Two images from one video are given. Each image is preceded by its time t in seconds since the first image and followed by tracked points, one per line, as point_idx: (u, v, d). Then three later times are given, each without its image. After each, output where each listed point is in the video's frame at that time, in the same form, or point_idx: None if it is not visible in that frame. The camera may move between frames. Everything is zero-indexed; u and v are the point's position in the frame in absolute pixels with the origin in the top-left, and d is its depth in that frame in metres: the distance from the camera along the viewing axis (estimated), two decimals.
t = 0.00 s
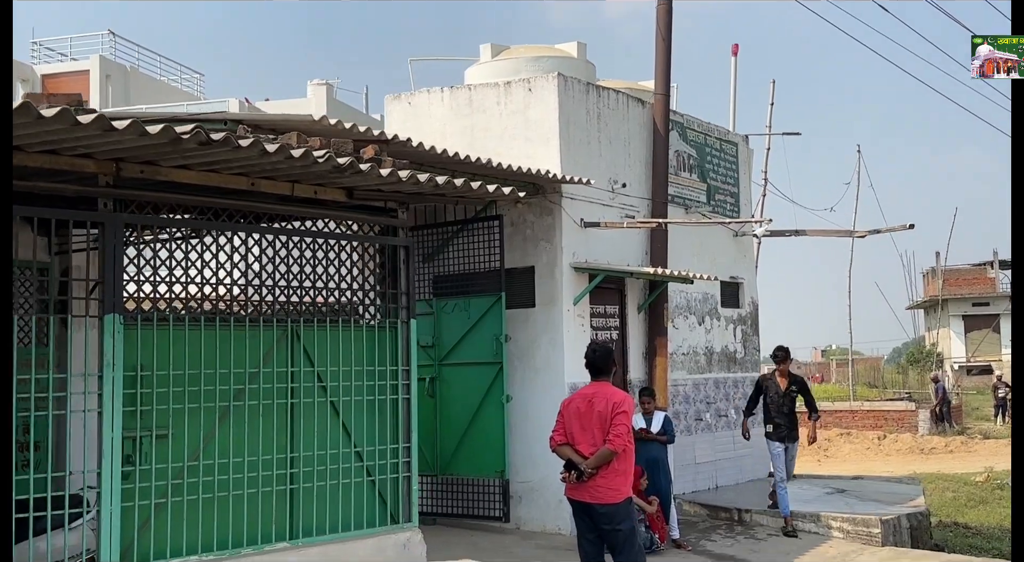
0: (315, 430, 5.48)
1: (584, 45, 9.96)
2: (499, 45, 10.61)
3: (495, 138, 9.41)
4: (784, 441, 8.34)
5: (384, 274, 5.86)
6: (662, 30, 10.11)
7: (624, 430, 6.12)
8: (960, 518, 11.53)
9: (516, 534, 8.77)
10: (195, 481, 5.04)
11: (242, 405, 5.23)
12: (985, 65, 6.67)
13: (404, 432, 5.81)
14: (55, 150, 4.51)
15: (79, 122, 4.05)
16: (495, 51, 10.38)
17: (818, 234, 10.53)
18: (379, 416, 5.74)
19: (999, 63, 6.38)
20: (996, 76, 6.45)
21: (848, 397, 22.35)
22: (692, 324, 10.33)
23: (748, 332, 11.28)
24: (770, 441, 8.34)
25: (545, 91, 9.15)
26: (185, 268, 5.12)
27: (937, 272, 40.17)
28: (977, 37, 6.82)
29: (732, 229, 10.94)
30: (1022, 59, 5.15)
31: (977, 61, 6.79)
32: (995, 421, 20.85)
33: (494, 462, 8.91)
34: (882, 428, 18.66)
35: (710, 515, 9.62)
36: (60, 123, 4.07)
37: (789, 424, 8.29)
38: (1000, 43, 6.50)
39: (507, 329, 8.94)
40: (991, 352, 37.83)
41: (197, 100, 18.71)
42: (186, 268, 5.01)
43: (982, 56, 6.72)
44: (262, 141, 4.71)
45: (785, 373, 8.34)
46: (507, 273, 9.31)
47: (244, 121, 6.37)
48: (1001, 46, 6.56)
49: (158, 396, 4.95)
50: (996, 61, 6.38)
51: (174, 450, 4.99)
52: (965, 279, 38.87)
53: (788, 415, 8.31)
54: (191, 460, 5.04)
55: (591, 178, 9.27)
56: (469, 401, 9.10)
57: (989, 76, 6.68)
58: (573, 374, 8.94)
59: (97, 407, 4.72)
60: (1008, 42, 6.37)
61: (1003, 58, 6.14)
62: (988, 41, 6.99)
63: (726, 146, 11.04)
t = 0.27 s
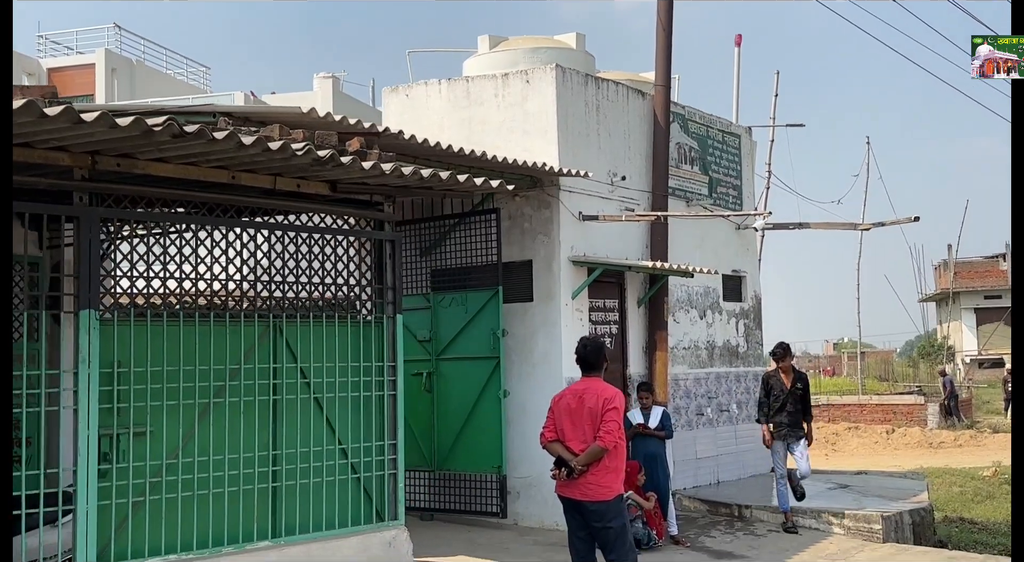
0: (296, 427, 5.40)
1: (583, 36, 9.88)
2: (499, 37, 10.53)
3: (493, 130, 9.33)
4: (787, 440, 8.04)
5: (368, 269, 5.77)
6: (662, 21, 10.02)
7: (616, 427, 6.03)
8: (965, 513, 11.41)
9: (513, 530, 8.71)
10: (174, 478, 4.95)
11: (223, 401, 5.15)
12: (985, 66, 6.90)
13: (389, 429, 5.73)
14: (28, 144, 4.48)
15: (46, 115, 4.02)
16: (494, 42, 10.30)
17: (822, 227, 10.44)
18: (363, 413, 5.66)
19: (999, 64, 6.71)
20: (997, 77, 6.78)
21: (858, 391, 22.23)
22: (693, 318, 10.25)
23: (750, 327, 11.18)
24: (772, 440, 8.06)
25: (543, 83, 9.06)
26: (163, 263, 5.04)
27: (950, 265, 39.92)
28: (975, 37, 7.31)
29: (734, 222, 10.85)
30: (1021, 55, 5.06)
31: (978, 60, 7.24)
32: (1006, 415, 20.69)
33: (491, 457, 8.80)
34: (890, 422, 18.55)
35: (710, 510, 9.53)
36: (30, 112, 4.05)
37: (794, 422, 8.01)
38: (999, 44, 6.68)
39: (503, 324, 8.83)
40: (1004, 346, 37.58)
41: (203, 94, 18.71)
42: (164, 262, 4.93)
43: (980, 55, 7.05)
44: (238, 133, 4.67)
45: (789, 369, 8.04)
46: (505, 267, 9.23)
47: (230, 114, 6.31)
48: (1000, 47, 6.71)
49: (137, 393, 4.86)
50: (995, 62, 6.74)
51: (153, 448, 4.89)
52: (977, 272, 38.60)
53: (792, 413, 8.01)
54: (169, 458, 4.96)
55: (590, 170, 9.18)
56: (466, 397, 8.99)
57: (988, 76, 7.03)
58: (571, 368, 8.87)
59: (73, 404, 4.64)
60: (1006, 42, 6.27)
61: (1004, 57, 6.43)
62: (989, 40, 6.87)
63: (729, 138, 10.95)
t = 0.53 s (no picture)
0: (285, 422, 5.29)
1: (587, 25, 9.75)
2: (502, 26, 10.42)
3: (494, 121, 9.22)
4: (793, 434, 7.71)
5: (359, 262, 5.66)
6: (667, 10, 9.88)
7: (611, 422, 5.92)
8: (977, 508, 11.25)
9: (515, 525, 8.62)
10: (159, 475, 4.85)
11: (209, 396, 5.05)
12: (985, 64, 6.61)
13: (381, 425, 5.62)
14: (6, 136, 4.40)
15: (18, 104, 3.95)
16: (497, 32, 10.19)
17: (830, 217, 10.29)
18: (355, 409, 5.55)
19: (1001, 64, 6.38)
20: (998, 77, 6.45)
21: (872, 383, 22.04)
22: (699, 311, 10.13)
23: (758, 319, 11.04)
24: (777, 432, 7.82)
25: (544, 72, 8.94)
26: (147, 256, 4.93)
27: (967, 255, 39.58)
28: (978, 35, 7.04)
29: (741, 213, 10.72)
30: None
31: (978, 60, 7.01)
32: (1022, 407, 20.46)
33: (492, 451, 8.71)
34: (903, 415, 18.37)
35: (715, 505, 9.41)
36: (2, 98, 3.97)
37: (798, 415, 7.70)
38: (1001, 43, 6.58)
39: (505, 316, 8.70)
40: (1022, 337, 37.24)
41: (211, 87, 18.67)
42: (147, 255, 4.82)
43: (980, 56, 6.71)
44: (220, 124, 4.56)
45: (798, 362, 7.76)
46: (507, 259, 9.13)
47: (222, 105, 6.23)
48: (1000, 48, 6.70)
49: (119, 389, 4.77)
50: (996, 61, 6.44)
51: (137, 445, 4.80)
52: (995, 263, 38.25)
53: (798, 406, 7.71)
54: (154, 454, 4.85)
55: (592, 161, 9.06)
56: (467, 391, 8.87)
57: (989, 76, 6.67)
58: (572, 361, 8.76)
59: (53, 399, 4.55)
60: (1006, 42, 6.12)
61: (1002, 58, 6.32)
62: (990, 38, 6.71)
63: (736, 128, 10.80)
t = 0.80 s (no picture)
0: (276, 413, 5.07)
1: (592, 10, 9.60)
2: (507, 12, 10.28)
3: (497, 107, 9.08)
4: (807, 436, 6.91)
5: (353, 248, 5.43)
6: None
7: (610, 412, 5.79)
8: (991, 500, 11.07)
9: (519, 517, 8.49)
10: (144, 468, 4.63)
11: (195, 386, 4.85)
12: (984, 67, 6.21)
13: (376, 414, 5.39)
14: None
15: None
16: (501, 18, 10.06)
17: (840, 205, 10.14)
18: (348, 398, 5.32)
19: (1000, 63, 5.86)
20: (997, 77, 5.93)
21: (887, 374, 21.83)
22: (707, 300, 9.98)
23: (767, 309, 10.87)
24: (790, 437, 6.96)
25: (548, 58, 8.80)
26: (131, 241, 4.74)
27: (986, 246, 39.22)
28: (976, 34, 6.27)
29: (750, 201, 10.57)
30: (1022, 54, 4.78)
31: (977, 61, 6.25)
32: None
33: (495, 443, 8.53)
34: (918, 406, 18.16)
35: (723, 497, 9.26)
36: None
37: (812, 416, 6.88)
38: (1001, 42, 5.85)
39: (507, 306, 8.57)
40: None
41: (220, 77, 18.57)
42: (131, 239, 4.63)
43: (981, 57, 6.16)
44: (202, 107, 4.28)
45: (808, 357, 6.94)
46: (510, 248, 8.99)
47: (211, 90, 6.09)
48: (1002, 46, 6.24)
49: (102, 378, 4.57)
50: (996, 60, 5.84)
51: (122, 436, 4.59)
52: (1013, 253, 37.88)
53: (811, 406, 6.89)
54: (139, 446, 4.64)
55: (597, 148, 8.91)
56: (470, 382, 8.72)
57: (989, 76, 6.09)
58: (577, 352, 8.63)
59: (34, 389, 4.36)
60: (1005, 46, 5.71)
61: (1003, 58, 5.57)
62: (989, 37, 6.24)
63: (745, 114, 10.65)
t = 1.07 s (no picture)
0: (266, 404, 4.97)
1: None
2: None
3: (503, 94, 8.95)
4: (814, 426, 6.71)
5: (347, 235, 5.31)
6: None
7: (611, 403, 5.65)
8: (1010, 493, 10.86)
9: (525, 509, 8.37)
10: (130, 460, 4.53)
11: (183, 377, 4.74)
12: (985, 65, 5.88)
13: (370, 405, 5.28)
14: None
15: None
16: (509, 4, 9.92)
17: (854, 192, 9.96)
18: (340, 389, 5.21)
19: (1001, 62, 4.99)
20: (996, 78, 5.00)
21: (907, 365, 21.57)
22: (718, 290, 9.83)
23: (780, 299, 10.70)
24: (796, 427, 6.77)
25: (554, 44, 8.65)
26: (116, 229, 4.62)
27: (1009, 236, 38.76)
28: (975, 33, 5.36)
29: (763, 189, 10.42)
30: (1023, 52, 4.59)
31: (976, 61, 5.34)
32: None
33: (501, 435, 8.41)
34: (937, 397, 17.91)
35: (733, 490, 9.10)
36: None
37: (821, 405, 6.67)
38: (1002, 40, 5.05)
39: (513, 296, 8.43)
40: None
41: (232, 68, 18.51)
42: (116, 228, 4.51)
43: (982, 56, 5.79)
44: (186, 91, 4.12)
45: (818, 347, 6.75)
46: (517, 237, 8.85)
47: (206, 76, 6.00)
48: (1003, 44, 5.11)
49: (86, 368, 4.45)
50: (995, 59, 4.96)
51: (106, 428, 4.49)
52: None
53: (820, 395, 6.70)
54: (124, 438, 4.54)
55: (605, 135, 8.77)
56: (475, 374, 8.59)
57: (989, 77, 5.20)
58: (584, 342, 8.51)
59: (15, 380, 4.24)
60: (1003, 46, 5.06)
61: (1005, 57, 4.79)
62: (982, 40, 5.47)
63: (757, 101, 10.49)
